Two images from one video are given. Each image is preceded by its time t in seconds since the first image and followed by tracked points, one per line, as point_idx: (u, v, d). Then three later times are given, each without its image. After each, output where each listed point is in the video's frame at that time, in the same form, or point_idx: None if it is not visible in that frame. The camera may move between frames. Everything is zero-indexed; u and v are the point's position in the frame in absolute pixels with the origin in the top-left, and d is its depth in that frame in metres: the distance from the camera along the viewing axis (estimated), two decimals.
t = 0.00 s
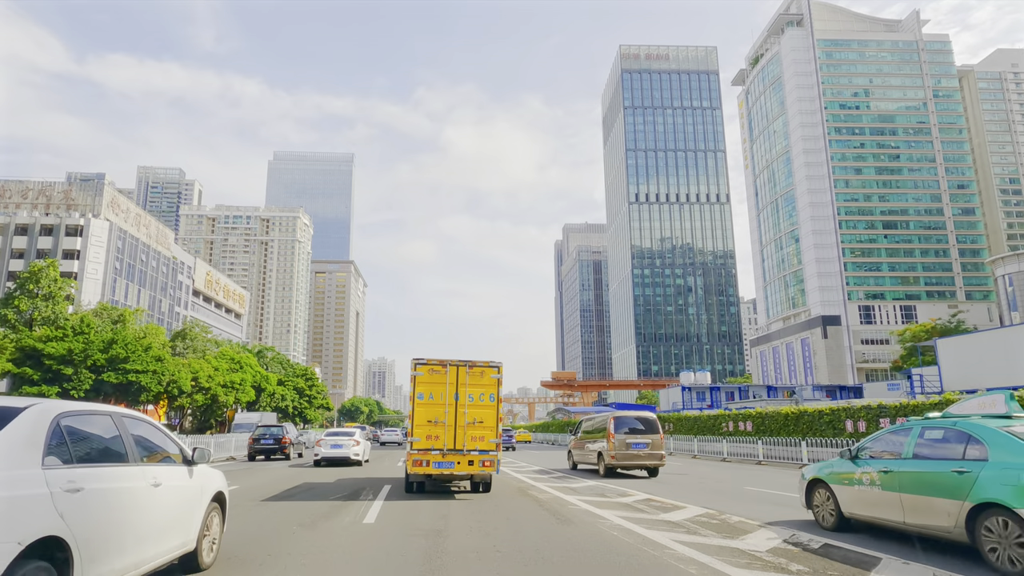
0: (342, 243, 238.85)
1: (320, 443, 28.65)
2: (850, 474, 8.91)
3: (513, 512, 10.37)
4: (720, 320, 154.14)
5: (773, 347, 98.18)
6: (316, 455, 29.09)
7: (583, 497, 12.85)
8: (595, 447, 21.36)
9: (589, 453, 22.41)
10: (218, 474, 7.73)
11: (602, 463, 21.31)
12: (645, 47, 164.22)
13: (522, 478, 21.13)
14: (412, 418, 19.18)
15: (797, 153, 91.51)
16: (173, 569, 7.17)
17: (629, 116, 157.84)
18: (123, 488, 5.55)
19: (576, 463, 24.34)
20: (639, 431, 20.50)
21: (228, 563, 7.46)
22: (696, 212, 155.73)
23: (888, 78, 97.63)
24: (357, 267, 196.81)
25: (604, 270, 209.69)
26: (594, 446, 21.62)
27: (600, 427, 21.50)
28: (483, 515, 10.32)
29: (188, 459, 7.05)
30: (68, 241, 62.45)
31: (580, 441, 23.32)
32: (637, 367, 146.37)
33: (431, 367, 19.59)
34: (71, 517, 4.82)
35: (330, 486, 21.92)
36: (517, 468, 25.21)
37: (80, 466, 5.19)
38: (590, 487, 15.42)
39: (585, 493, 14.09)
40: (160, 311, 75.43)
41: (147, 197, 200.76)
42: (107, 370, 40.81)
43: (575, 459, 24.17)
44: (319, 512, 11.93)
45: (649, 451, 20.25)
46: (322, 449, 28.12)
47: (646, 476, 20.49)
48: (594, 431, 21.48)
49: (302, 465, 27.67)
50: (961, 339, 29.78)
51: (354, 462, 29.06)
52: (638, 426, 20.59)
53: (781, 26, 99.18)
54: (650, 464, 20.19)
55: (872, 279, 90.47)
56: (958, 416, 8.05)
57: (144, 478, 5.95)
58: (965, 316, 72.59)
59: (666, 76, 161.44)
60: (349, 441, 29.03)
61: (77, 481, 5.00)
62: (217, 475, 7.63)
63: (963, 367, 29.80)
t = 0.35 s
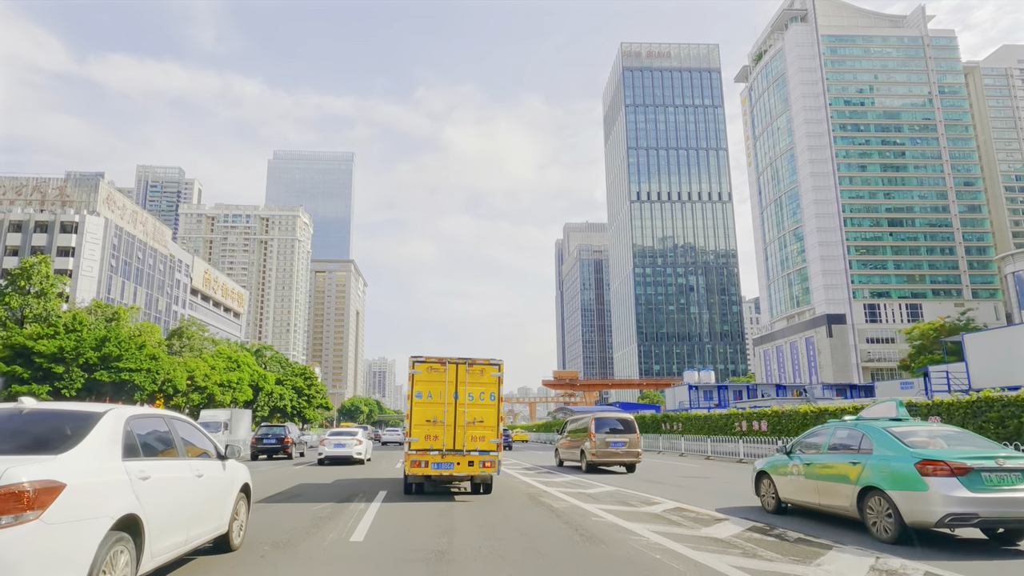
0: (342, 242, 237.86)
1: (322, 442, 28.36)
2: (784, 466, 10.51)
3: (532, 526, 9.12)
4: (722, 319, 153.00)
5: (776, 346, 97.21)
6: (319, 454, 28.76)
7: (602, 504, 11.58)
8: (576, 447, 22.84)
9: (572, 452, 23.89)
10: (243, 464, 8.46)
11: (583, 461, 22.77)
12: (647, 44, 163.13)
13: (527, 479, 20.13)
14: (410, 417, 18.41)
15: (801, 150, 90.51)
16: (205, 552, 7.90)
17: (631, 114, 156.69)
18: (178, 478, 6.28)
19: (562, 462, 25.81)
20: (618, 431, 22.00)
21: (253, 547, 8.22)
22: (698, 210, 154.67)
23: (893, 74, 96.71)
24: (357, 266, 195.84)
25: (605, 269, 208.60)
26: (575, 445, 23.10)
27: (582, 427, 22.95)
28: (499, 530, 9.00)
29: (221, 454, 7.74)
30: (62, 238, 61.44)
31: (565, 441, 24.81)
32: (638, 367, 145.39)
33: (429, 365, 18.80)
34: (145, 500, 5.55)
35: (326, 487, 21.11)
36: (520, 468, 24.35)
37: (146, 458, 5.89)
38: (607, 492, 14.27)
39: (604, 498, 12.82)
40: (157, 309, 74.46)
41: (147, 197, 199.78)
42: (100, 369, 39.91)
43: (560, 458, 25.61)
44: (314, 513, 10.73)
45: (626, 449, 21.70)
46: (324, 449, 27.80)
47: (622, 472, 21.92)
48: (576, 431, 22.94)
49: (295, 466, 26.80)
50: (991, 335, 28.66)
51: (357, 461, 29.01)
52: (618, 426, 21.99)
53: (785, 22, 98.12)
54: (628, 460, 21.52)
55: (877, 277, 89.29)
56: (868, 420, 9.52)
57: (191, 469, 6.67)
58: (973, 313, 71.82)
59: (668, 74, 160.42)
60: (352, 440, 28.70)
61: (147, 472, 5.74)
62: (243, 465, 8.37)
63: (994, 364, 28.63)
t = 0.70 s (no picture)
0: (342, 241, 237.10)
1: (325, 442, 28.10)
2: (737, 460, 12.43)
3: (551, 548, 8.00)
4: (724, 318, 152.01)
5: (780, 345, 96.31)
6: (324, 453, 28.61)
7: (628, 514, 10.25)
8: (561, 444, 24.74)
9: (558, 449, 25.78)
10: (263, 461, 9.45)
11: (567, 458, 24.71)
12: (648, 42, 162.17)
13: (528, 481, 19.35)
14: (409, 416, 17.84)
15: (806, 147, 89.56)
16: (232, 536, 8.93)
17: (632, 112, 155.70)
18: (218, 470, 7.34)
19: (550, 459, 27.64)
20: (600, 430, 23.91)
21: (273, 532, 9.22)
22: (699, 209, 153.66)
23: (898, 70, 95.82)
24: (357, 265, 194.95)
25: (606, 268, 207.73)
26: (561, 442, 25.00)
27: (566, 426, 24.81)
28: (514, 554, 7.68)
29: (246, 451, 8.73)
30: (57, 235, 60.57)
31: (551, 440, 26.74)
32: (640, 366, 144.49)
33: (429, 363, 18.29)
34: (195, 487, 6.60)
35: (320, 488, 20.47)
36: (523, 467, 23.58)
37: (190, 453, 6.91)
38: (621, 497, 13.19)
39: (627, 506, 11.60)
40: (154, 308, 73.59)
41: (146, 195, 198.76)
42: (92, 367, 38.93)
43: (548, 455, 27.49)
44: (300, 525, 9.52)
45: (607, 446, 23.58)
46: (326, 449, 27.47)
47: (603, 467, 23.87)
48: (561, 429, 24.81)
49: (290, 468, 25.96)
50: None
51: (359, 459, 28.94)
52: (601, 427, 23.88)
53: (789, 18, 97.24)
54: (609, 457, 23.45)
55: (882, 276, 88.37)
56: (801, 421, 11.46)
57: (224, 464, 7.71)
58: (981, 311, 70.99)
59: (669, 72, 159.54)
60: (355, 439, 28.50)
61: (194, 466, 6.77)
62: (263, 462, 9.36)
63: None
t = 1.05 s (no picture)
0: (342, 240, 236.35)
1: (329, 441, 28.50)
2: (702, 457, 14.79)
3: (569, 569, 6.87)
4: (726, 317, 150.96)
5: (784, 344, 95.47)
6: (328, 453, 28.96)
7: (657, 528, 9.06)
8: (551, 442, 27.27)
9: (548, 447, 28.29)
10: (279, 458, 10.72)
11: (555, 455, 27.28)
12: (649, 40, 161.21)
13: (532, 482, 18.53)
14: (407, 416, 17.08)
15: (810, 143, 88.62)
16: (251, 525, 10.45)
17: (634, 110, 154.84)
18: (244, 464, 8.67)
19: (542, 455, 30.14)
20: (584, 431, 26.37)
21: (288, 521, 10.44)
22: (702, 207, 152.61)
23: (904, 66, 94.90)
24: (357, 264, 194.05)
25: (607, 267, 206.79)
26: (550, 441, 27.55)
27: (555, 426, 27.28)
28: None
29: (265, 449, 10.03)
30: (53, 232, 59.84)
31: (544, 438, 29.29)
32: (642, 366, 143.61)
33: (428, 360, 17.49)
34: (227, 478, 7.94)
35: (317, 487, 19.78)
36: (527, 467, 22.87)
37: (222, 450, 8.23)
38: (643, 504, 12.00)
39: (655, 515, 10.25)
40: (151, 306, 72.68)
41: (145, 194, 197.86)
42: (85, 366, 38.10)
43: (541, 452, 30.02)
44: (277, 544, 8.29)
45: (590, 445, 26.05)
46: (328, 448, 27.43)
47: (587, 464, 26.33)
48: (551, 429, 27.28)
49: (287, 467, 25.13)
50: None
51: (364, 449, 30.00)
52: (586, 427, 26.32)
53: (793, 13, 96.34)
54: (592, 455, 25.88)
55: (888, 274, 87.37)
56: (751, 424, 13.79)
57: (249, 459, 9.02)
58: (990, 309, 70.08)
59: (671, 70, 158.62)
60: (358, 439, 28.94)
61: (227, 460, 8.15)
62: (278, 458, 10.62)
63: None
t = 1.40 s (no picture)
0: (342, 239, 235.62)
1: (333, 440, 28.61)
2: (672, 453, 17.35)
3: None
4: (728, 317, 150.00)
5: (787, 343, 94.64)
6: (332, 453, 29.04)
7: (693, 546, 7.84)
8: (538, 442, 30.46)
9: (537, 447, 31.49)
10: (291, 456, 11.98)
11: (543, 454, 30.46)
12: (651, 38, 160.15)
13: (538, 482, 17.74)
14: (406, 415, 16.25)
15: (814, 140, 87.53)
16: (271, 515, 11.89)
17: (635, 108, 153.95)
18: (266, 459, 9.84)
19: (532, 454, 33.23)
20: (570, 431, 29.59)
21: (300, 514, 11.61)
22: (704, 206, 151.53)
23: (909, 63, 94.07)
24: (357, 263, 193.15)
25: (609, 267, 205.79)
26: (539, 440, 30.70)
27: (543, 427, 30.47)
28: None
29: (281, 448, 11.29)
30: (48, 229, 59.00)
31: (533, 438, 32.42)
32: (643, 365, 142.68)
33: (428, 357, 16.61)
34: (253, 471, 9.09)
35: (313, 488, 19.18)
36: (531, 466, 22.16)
37: (248, 447, 9.41)
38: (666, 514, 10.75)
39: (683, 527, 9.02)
40: (149, 305, 71.83)
41: (145, 194, 196.98)
42: (77, 364, 37.30)
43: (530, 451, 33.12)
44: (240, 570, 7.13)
45: (576, 445, 29.15)
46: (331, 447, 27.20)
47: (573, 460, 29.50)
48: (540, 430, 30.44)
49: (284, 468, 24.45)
50: None
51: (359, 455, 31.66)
52: (572, 427, 29.41)
53: (797, 9, 95.36)
54: (578, 453, 29.18)
55: (894, 272, 86.42)
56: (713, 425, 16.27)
57: (269, 456, 10.25)
58: (999, 307, 69.22)
59: (672, 68, 157.73)
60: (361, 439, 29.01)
61: (252, 456, 9.31)
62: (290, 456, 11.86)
63: None
